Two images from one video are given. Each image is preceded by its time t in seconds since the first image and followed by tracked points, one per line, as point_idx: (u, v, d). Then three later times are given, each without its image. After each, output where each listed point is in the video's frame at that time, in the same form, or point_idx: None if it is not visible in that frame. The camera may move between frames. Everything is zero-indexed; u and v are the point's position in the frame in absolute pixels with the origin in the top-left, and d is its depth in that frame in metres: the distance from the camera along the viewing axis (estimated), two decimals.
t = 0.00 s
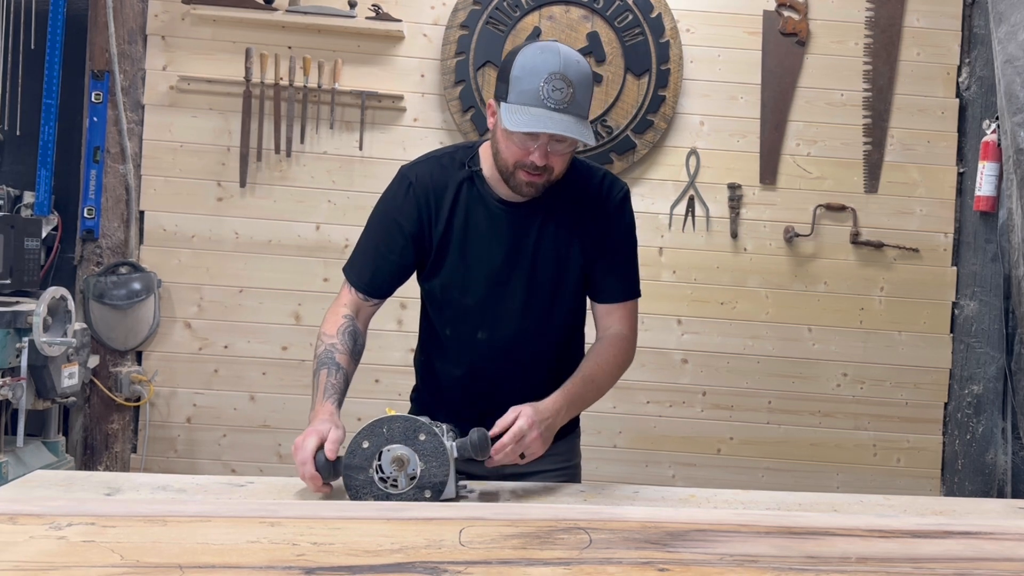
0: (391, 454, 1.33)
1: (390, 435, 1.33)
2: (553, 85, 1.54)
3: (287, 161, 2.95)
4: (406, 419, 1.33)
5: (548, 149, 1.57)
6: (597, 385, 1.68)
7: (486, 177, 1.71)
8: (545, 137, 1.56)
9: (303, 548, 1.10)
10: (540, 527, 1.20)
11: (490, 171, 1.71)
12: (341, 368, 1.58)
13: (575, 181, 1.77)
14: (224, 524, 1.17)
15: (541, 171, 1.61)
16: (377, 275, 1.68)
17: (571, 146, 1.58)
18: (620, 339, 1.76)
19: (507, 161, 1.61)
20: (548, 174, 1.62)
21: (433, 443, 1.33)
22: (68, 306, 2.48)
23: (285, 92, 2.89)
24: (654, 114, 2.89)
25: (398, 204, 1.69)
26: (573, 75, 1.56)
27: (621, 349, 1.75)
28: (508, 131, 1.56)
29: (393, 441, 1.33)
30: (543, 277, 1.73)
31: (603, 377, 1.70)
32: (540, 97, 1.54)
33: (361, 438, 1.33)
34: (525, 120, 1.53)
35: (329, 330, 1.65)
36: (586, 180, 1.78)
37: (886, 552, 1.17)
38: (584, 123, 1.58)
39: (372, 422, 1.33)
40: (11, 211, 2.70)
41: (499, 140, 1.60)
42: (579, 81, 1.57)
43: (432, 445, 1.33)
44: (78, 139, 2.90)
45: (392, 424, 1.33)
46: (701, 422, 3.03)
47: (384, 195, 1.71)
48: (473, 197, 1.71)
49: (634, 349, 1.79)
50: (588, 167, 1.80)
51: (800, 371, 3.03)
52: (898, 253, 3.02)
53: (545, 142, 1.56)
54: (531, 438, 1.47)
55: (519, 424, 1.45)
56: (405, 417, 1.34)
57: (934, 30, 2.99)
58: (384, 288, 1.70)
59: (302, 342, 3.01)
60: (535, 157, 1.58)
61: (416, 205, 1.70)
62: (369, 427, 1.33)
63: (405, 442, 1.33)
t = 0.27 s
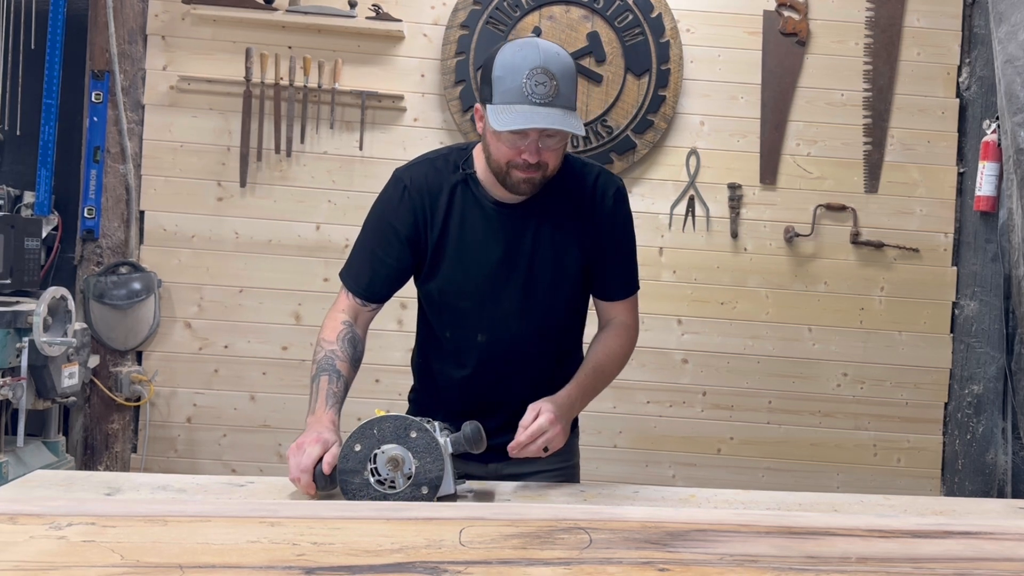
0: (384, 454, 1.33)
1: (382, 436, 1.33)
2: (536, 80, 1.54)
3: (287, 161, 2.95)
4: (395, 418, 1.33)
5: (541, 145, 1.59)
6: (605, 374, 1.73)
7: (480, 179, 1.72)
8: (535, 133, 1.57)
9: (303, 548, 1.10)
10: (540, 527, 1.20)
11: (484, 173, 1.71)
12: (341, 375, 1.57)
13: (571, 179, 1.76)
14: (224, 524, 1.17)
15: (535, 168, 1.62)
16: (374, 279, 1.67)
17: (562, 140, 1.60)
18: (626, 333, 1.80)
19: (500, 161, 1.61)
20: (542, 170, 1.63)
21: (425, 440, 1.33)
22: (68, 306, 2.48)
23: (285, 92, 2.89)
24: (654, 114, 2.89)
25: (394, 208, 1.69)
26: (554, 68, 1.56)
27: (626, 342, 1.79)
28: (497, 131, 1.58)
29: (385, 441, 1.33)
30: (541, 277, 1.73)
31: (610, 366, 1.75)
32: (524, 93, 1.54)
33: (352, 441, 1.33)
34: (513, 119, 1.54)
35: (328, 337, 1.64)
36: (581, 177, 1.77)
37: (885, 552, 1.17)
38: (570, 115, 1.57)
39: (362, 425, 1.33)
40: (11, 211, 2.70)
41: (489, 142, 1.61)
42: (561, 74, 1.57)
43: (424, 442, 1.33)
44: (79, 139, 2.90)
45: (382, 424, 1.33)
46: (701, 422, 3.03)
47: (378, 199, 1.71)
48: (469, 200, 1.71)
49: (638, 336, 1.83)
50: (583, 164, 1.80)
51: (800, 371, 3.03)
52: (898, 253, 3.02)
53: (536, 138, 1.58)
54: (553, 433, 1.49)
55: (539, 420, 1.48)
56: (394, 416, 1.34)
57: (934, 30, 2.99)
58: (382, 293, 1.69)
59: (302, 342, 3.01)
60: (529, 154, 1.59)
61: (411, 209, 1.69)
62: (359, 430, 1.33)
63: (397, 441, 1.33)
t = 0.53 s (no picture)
0: (384, 455, 1.33)
1: (382, 436, 1.33)
2: (530, 62, 1.55)
3: (287, 161, 2.95)
4: (394, 418, 1.33)
5: (535, 132, 1.60)
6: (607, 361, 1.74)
7: (476, 175, 1.71)
8: (529, 117, 1.58)
9: (302, 548, 1.10)
10: (540, 527, 1.20)
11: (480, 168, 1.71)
12: (326, 377, 1.56)
13: (567, 176, 1.76)
14: (224, 524, 1.17)
15: (529, 156, 1.61)
16: (373, 274, 1.66)
17: (556, 129, 1.61)
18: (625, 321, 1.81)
19: (494, 149, 1.61)
20: (537, 160, 1.62)
21: (425, 440, 1.33)
22: (68, 306, 2.48)
23: (285, 92, 2.89)
24: (654, 114, 2.89)
25: (390, 205, 1.68)
26: (550, 52, 1.57)
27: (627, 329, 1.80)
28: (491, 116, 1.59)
29: (384, 442, 1.33)
30: (537, 273, 1.73)
31: (611, 353, 1.76)
32: (519, 75, 1.55)
33: (352, 441, 1.33)
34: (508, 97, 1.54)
35: (321, 337, 1.63)
36: (576, 175, 1.77)
37: (885, 552, 1.17)
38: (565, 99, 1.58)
39: (361, 425, 1.33)
40: (11, 211, 2.70)
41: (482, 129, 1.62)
42: (556, 59, 1.58)
43: (424, 442, 1.33)
44: (79, 139, 2.90)
45: (382, 425, 1.33)
46: (700, 422, 3.03)
47: (375, 195, 1.70)
48: (465, 197, 1.71)
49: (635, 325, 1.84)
50: (579, 161, 1.79)
51: (800, 371, 3.03)
52: (898, 253, 3.02)
53: (531, 124, 1.59)
54: (558, 416, 1.50)
55: (543, 405, 1.48)
56: (394, 417, 1.34)
57: (934, 30, 2.99)
58: (382, 288, 1.68)
59: (302, 342, 3.01)
60: (523, 140, 1.59)
61: (407, 205, 1.69)
62: (358, 430, 1.33)
63: (397, 441, 1.33)
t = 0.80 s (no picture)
0: (384, 455, 1.33)
1: (382, 436, 1.33)
2: (534, 53, 1.57)
3: (287, 161, 2.95)
4: (394, 418, 1.33)
5: (532, 123, 1.61)
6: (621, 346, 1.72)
7: (473, 176, 1.70)
8: (526, 107, 1.61)
9: (302, 548, 1.10)
10: (540, 528, 1.20)
11: (475, 169, 1.70)
12: (302, 399, 1.50)
13: (564, 174, 1.78)
14: (223, 524, 1.17)
15: (525, 147, 1.61)
16: (374, 273, 1.61)
17: (553, 125, 1.63)
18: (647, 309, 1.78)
19: (491, 140, 1.61)
20: (533, 154, 1.62)
21: (425, 440, 1.33)
22: (68, 306, 2.48)
23: (285, 92, 2.89)
24: (654, 114, 2.89)
25: (389, 203, 1.65)
26: (554, 47, 1.59)
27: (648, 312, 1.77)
28: (489, 105, 1.62)
29: (384, 442, 1.33)
30: (536, 271, 1.74)
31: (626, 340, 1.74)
32: (521, 63, 1.57)
33: (352, 441, 1.33)
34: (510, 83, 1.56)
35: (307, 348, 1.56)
36: (571, 174, 1.79)
37: (885, 552, 1.17)
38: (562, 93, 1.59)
39: (361, 425, 1.33)
40: (11, 211, 2.70)
41: (480, 121, 1.64)
42: (560, 55, 1.60)
43: (423, 442, 1.33)
44: (78, 139, 2.90)
45: (382, 425, 1.33)
46: (700, 422, 3.03)
47: (373, 194, 1.67)
48: (464, 196, 1.70)
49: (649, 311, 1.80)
50: (574, 160, 1.82)
51: (800, 371, 3.03)
52: (898, 253, 3.02)
53: (527, 115, 1.61)
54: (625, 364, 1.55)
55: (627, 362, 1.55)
56: (393, 416, 1.34)
57: (934, 30, 2.99)
58: (382, 287, 1.62)
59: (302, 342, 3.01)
60: (519, 131, 1.60)
61: (407, 204, 1.66)
62: (358, 431, 1.33)
63: (397, 441, 1.33)
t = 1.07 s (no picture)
0: (385, 455, 1.33)
1: (382, 436, 1.32)
2: (529, 52, 1.57)
3: (287, 161, 2.95)
4: (395, 419, 1.33)
5: (531, 124, 1.61)
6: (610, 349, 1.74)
7: (472, 174, 1.70)
8: (525, 108, 1.61)
9: (302, 548, 1.10)
10: (540, 528, 1.20)
11: (474, 167, 1.69)
12: (306, 412, 1.49)
13: (561, 172, 1.78)
14: (223, 524, 1.17)
15: (526, 149, 1.60)
16: (373, 273, 1.60)
17: (551, 123, 1.63)
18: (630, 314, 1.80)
19: (491, 144, 1.61)
20: (534, 154, 1.62)
21: (426, 440, 1.33)
22: (68, 306, 2.48)
23: (285, 92, 2.89)
24: (654, 114, 2.89)
25: (387, 202, 1.64)
26: (549, 44, 1.59)
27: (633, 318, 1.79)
28: (486, 107, 1.61)
29: (384, 442, 1.32)
30: (533, 270, 1.74)
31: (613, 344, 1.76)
32: (517, 63, 1.57)
33: (352, 441, 1.33)
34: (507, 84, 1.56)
35: (309, 357, 1.54)
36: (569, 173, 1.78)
37: (885, 552, 1.17)
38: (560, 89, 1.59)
39: (361, 426, 1.33)
40: (11, 212, 2.69)
41: (478, 123, 1.63)
42: (555, 52, 1.60)
43: (424, 442, 1.33)
44: (79, 139, 2.90)
45: (382, 425, 1.33)
46: (700, 422, 3.03)
47: (371, 193, 1.66)
48: (462, 194, 1.70)
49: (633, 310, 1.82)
50: (571, 156, 1.82)
51: (800, 371, 3.03)
52: (898, 253, 3.02)
53: (526, 116, 1.61)
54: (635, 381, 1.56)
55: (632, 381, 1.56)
56: (394, 417, 1.34)
57: (934, 30, 2.99)
58: (382, 287, 1.62)
59: (302, 342, 3.01)
60: (520, 132, 1.60)
61: (405, 203, 1.66)
62: (359, 431, 1.33)
63: (397, 441, 1.33)
